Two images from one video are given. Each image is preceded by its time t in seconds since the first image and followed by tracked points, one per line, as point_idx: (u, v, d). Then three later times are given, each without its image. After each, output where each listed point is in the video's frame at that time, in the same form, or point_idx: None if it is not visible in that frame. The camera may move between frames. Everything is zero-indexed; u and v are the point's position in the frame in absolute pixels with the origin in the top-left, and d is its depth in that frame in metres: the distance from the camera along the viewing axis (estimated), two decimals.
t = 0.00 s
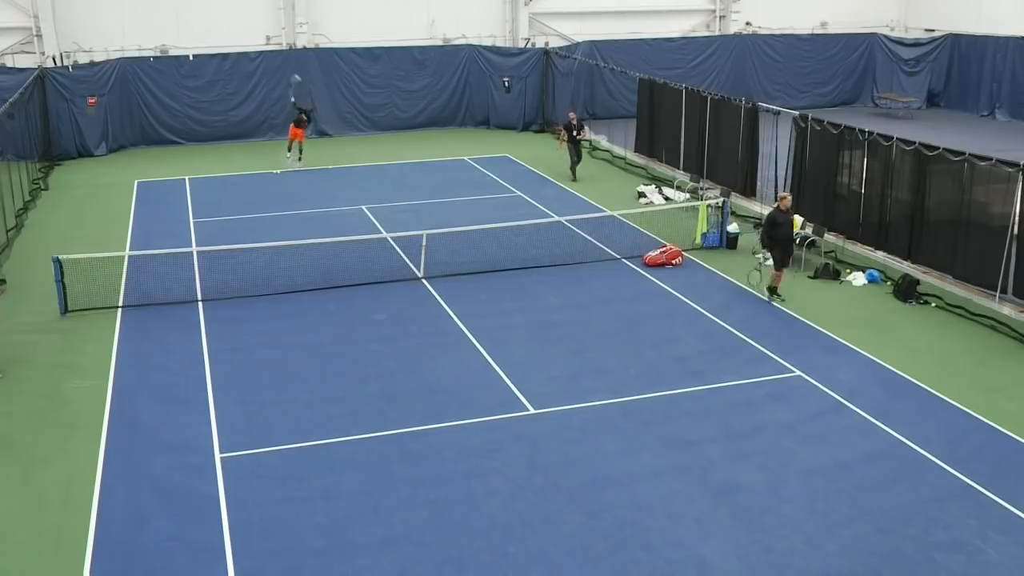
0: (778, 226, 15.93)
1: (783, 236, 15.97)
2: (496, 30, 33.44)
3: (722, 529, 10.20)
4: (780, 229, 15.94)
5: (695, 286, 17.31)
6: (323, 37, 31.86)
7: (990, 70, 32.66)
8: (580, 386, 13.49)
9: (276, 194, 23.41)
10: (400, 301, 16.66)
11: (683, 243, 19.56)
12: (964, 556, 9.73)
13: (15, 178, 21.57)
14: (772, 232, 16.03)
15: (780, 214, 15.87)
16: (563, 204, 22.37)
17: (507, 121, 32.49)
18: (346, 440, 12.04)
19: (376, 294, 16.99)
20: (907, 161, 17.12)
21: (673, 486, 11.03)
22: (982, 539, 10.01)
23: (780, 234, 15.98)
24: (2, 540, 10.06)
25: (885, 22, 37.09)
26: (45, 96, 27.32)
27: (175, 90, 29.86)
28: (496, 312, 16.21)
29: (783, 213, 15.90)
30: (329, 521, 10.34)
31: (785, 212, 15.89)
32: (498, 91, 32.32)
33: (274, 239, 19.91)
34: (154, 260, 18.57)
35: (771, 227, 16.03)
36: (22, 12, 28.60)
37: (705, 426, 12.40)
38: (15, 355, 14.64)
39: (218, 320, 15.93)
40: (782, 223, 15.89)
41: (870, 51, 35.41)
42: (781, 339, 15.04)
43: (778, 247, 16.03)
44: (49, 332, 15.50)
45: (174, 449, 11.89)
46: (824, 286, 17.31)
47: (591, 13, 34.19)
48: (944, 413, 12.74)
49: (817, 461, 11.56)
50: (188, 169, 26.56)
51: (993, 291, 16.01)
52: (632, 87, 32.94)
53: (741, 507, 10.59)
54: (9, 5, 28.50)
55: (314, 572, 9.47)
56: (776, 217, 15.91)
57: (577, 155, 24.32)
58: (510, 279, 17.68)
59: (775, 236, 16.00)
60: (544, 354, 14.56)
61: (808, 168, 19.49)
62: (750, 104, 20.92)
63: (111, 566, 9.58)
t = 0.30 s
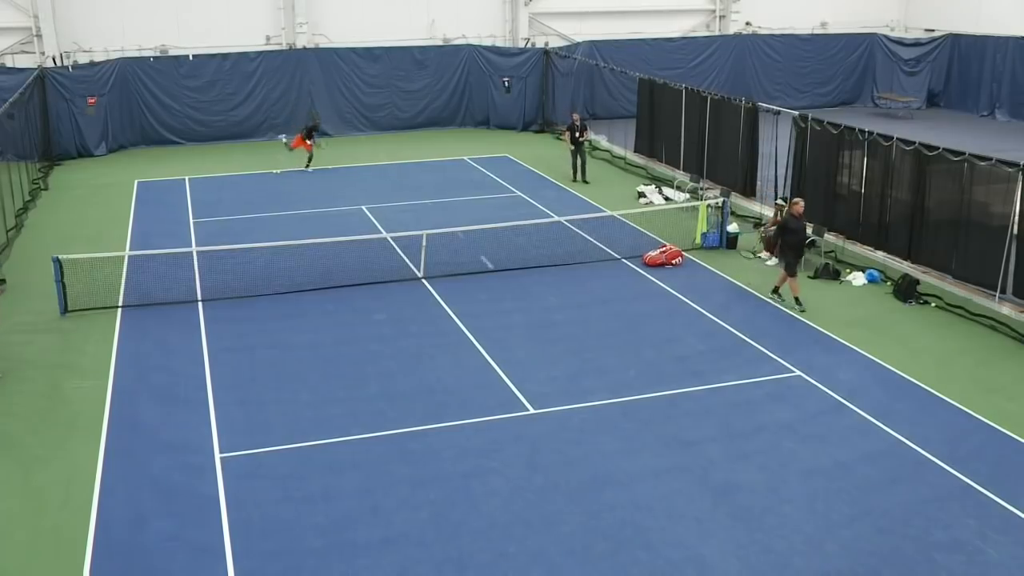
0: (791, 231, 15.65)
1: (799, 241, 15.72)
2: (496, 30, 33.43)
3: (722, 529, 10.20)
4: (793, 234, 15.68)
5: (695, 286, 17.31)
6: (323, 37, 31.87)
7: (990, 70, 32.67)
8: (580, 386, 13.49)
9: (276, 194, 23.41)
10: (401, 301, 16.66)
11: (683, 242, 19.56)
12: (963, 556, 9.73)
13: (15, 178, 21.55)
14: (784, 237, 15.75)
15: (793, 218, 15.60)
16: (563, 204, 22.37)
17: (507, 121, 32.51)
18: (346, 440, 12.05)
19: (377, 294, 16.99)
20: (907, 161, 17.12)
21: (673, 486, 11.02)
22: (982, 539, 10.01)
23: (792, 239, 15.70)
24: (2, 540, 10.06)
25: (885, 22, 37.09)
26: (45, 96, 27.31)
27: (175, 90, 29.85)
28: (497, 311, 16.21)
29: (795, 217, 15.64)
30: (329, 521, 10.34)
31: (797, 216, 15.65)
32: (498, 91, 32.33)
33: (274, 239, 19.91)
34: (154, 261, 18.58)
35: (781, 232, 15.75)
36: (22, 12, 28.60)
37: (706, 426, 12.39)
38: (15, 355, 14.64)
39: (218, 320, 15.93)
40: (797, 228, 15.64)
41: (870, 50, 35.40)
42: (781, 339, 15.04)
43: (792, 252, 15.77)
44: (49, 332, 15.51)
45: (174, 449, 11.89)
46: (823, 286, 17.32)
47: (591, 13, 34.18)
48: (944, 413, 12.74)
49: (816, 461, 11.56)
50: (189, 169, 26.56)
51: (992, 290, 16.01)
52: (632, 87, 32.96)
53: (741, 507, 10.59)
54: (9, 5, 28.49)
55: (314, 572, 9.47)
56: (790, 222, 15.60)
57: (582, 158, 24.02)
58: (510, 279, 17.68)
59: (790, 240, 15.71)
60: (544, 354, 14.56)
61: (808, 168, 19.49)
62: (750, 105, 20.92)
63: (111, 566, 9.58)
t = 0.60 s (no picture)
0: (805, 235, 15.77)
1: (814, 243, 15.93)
2: (496, 30, 33.43)
3: (721, 529, 10.21)
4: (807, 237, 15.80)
5: (695, 286, 17.31)
6: (323, 37, 31.86)
7: (990, 70, 32.68)
8: (580, 386, 13.49)
9: (276, 194, 23.41)
10: (401, 301, 16.66)
11: (682, 242, 19.57)
12: (963, 556, 9.73)
13: (14, 178, 21.55)
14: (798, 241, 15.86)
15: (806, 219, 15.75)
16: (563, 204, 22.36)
17: (507, 121, 32.50)
18: (346, 440, 12.05)
19: (377, 294, 16.99)
20: (907, 161, 17.12)
21: (673, 486, 11.02)
22: (981, 539, 10.01)
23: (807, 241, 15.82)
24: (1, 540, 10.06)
25: (884, 22, 37.09)
26: (45, 96, 27.31)
27: (175, 90, 29.84)
28: (497, 311, 16.22)
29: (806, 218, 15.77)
30: (328, 521, 10.34)
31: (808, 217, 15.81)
32: (498, 91, 32.32)
33: (274, 239, 19.91)
34: (154, 261, 18.58)
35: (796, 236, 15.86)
36: (22, 13, 28.61)
37: (705, 426, 12.40)
38: (14, 355, 14.64)
39: (218, 320, 15.93)
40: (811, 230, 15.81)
41: (870, 50, 35.39)
42: (781, 339, 15.04)
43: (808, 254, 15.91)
44: (49, 332, 15.50)
45: (174, 450, 11.88)
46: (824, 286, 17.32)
47: (591, 14, 34.18)
48: (944, 413, 12.74)
49: (816, 461, 11.56)
50: (189, 169, 26.56)
51: (992, 290, 16.03)
52: (632, 87, 32.95)
53: (741, 507, 10.59)
54: (9, 5, 28.50)
55: (314, 572, 9.47)
56: (804, 223, 15.67)
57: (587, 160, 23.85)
58: (510, 279, 17.69)
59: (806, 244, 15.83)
60: (544, 354, 14.56)
61: (808, 167, 19.50)
62: (750, 105, 20.92)
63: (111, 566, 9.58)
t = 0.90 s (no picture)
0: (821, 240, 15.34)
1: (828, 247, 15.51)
2: (496, 30, 33.43)
3: (721, 529, 10.21)
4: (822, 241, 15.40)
5: (695, 286, 17.31)
6: (323, 37, 31.86)
7: (990, 70, 32.69)
8: (579, 386, 13.49)
9: (276, 194, 23.41)
10: (401, 301, 16.67)
11: (682, 242, 19.56)
12: (963, 556, 9.73)
13: (14, 177, 21.55)
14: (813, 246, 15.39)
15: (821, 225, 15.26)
16: (563, 204, 22.37)
17: (507, 121, 32.51)
18: (346, 440, 12.05)
19: (377, 294, 16.99)
20: (907, 161, 17.11)
21: (673, 487, 11.02)
22: (981, 539, 10.01)
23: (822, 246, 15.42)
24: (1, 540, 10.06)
25: (884, 22, 37.09)
26: (45, 96, 27.32)
27: (175, 90, 29.84)
28: (497, 311, 16.22)
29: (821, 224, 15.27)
30: (328, 521, 10.34)
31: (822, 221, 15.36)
32: (498, 91, 32.32)
33: (274, 239, 19.90)
34: (154, 261, 18.58)
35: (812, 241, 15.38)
36: (22, 13, 28.61)
37: (705, 426, 12.39)
38: (14, 355, 14.64)
39: (218, 320, 15.93)
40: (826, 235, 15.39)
41: (869, 50, 35.38)
42: (781, 339, 15.04)
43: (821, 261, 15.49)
44: (49, 332, 15.50)
45: (173, 450, 11.88)
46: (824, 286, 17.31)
47: (591, 14, 34.18)
48: (944, 413, 12.74)
49: (816, 461, 11.56)
50: (189, 169, 26.56)
51: (992, 290, 16.03)
52: (631, 87, 32.97)
53: (741, 507, 10.59)
54: (9, 5, 28.50)
55: (314, 572, 9.47)
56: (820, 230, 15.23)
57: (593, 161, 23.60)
58: (510, 279, 17.68)
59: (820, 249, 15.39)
60: (544, 354, 14.56)
61: (808, 167, 19.49)
62: (750, 104, 20.91)
63: (111, 566, 9.58)
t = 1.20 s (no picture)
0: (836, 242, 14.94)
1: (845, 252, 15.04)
2: (495, 30, 33.43)
3: (721, 529, 10.21)
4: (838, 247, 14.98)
5: (695, 286, 17.31)
6: (322, 37, 31.86)
7: (989, 70, 32.71)
8: (579, 386, 13.49)
9: (276, 194, 23.41)
10: (401, 301, 16.67)
11: (682, 242, 19.56)
12: (963, 556, 9.73)
13: (14, 177, 21.54)
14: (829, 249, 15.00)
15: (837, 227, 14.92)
16: (563, 204, 22.37)
17: (506, 121, 32.51)
18: (346, 440, 12.05)
19: (377, 294, 17.00)
20: (906, 161, 17.10)
21: (673, 487, 11.02)
22: (981, 539, 10.01)
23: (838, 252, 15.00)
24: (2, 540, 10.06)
25: (884, 22, 37.09)
26: (45, 96, 27.31)
27: (174, 90, 29.83)
28: (496, 311, 16.22)
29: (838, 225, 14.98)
30: (328, 521, 10.34)
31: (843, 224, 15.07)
32: (498, 91, 32.32)
33: (274, 239, 19.90)
34: (154, 261, 18.57)
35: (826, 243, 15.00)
36: (21, 12, 28.61)
37: (705, 426, 12.40)
38: (14, 355, 14.63)
39: (218, 320, 15.93)
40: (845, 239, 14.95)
41: (869, 50, 35.38)
42: (780, 339, 15.05)
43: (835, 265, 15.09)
44: (49, 332, 15.50)
45: (173, 450, 11.88)
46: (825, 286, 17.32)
47: (590, 14, 34.18)
48: (944, 413, 12.75)
49: (815, 461, 11.56)
50: (189, 169, 26.55)
51: (992, 290, 16.04)
52: (632, 87, 32.97)
53: (741, 507, 10.59)
54: (9, 5, 28.50)
55: (313, 572, 9.47)
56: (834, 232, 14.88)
57: (597, 162, 23.52)
58: (509, 279, 17.68)
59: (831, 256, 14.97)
60: (544, 354, 14.56)
61: (808, 167, 19.47)
62: (750, 104, 20.90)
63: (111, 566, 9.58)
